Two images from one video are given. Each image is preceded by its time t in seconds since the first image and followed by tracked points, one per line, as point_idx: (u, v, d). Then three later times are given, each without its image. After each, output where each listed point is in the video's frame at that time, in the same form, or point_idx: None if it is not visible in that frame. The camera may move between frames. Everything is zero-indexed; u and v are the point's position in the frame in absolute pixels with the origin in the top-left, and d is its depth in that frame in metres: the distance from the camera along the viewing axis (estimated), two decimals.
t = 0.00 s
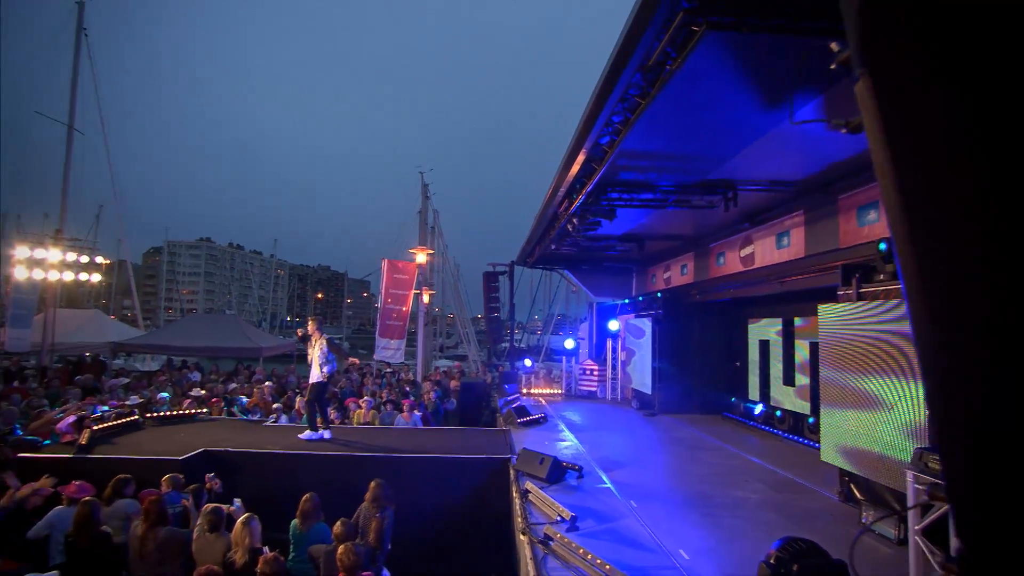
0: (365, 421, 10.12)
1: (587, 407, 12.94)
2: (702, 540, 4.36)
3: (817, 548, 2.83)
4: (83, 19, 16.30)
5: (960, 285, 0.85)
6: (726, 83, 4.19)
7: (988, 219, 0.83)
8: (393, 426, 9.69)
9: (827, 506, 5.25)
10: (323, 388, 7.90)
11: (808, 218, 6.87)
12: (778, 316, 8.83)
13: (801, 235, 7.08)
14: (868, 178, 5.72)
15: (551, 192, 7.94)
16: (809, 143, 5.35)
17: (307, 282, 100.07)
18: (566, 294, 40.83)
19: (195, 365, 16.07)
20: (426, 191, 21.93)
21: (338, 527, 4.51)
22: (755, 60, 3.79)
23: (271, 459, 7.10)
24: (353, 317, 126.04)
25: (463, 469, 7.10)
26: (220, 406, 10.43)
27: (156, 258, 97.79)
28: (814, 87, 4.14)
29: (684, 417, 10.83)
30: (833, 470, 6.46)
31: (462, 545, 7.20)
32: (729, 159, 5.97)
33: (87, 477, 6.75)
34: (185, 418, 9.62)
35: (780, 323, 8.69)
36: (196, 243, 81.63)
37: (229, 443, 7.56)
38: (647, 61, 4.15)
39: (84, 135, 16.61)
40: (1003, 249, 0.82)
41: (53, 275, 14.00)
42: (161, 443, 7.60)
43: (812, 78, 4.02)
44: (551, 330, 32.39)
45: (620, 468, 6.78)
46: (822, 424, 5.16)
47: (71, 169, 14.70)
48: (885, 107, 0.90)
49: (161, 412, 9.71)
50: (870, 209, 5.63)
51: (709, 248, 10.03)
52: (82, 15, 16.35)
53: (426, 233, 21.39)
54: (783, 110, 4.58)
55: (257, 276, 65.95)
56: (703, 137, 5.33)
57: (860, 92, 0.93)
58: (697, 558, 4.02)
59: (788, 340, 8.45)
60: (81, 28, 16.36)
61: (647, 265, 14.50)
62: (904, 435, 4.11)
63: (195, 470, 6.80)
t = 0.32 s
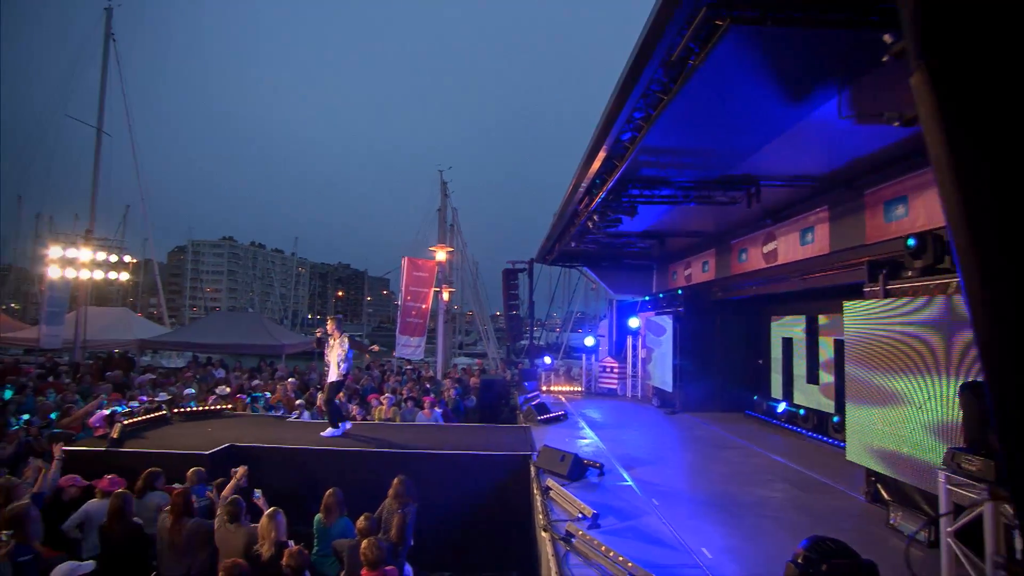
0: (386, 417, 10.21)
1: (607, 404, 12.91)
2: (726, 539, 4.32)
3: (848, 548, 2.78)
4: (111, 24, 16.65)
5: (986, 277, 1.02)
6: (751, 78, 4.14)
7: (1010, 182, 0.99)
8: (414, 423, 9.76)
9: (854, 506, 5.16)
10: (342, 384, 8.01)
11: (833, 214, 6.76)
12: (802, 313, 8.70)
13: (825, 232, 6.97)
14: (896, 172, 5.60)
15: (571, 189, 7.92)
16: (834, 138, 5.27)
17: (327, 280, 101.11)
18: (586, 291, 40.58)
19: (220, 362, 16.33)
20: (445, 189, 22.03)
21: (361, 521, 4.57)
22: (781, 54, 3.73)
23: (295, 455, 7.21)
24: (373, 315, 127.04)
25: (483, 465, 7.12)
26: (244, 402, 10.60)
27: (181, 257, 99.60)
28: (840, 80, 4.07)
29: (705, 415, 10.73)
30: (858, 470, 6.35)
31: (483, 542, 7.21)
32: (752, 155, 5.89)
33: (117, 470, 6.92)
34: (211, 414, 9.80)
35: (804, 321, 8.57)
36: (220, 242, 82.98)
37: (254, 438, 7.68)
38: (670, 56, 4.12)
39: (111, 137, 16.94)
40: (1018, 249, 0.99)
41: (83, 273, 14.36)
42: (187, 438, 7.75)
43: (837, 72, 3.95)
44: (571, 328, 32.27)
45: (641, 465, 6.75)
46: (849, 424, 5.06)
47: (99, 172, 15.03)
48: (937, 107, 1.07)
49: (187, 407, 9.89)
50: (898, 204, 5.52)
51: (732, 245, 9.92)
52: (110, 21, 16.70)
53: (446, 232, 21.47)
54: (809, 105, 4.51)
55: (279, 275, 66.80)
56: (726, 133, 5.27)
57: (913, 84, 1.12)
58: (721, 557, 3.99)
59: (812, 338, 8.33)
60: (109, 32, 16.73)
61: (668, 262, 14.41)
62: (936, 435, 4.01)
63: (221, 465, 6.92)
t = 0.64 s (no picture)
0: (410, 415, 10.29)
1: (631, 403, 12.84)
2: (753, 539, 4.28)
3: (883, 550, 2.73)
4: (140, 32, 17.06)
5: None
6: (779, 72, 4.07)
7: None
8: (437, 421, 9.82)
9: (885, 508, 5.05)
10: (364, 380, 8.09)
11: (862, 209, 6.61)
12: (830, 311, 8.54)
13: (853, 227, 6.82)
14: (929, 165, 5.46)
15: (594, 187, 7.88)
16: (863, 131, 5.15)
17: (351, 279, 102.19)
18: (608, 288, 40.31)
19: (247, 360, 16.62)
20: (467, 188, 22.11)
21: (387, 517, 4.62)
22: (809, 47, 3.67)
23: (321, 451, 7.33)
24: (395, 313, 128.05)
25: (507, 463, 7.14)
26: (271, 399, 10.78)
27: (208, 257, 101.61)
28: (868, 73, 3.99)
29: (730, 414, 10.60)
30: (890, 471, 6.21)
31: (506, 541, 7.22)
32: (779, 150, 5.80)
33: (151, 466, 7.10)
34: (239, 411, 9.98)
35: (832, 318, 8.41)
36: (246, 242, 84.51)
37: (281, 436, 7.81)
38: (695, 51, 4.07)
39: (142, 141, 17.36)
40: None
41: (116, 274, 14.78)
42: (217, 434, 7.90)
43: (865, 64, 3.87)
44: (593, 325, 32.14)
45: (666, 464, 6.70)
46: (878, 423, 4.97)
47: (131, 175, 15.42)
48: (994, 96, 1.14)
49: (216, 405, 10.10)
50: (931, 198, 5.38)
51: (757, 241, 9.76)
52: (140, 28, 17.11)
53: (467, 230, 21.53)
54: (838, 98, 4.42)
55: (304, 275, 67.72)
56: (751, 128, 5.20)
57: (972, 81, 1.18)
58: (749, 557, 3.95)
59: (840, 336, 8.17)
60: (139, 39, 17.16)
61: (692, 259, 14.25)
62: (973, 435, 3.92)
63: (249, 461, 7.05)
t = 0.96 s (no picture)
0: (435, 412, 10.36)
1: (656, 401, 12.74)
2: (783, 539, 4.21)
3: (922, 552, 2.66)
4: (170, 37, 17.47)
5: None
6: (808, 65, 4.00)
7: None
8: (462, 418, 9.88)
9: (921, 509, 4.94)
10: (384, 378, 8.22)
11: (894, 204, 6.46)
12: (860, 307, 8.36)
13: (885, 222, 6.68)
14: (965, 157, 5.31)
15: (618, 183, 7.85)
16: (895, 123, 5.03)
17: (374, 278, 103.21)
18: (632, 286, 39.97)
19: (274, 359, 16.89)
20: (489, 186, 22.18)
21: (415, 514, 4.67)
22: (839, 39, 3.60)
23: (349, 447, 7.44)
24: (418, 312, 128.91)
25: (532, 461, 7.15)
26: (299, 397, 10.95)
27: (235, 257, 103.54)
28: (902, 63, 3.89)
29: (757, 412, 10.47)
30: (924, 472, 6.07)
31: (531, 539, 7.22)
32: (807, 144, 5.70)
33: (184, 461, 7.28)
34: (268, 408, 10.16)
35: (862, 315, 8.24)
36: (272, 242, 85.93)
37: (309, 432, 7.94)
38: (722, 45, 4.03)
39: (172, 144, 17.76)
40: None
41: (149, 274, 15.15)
42: (247, 431, 8.07)
43: (898, 56, 3.77)
44: (617, 323, 31.91)
45: (692, 463, 6.64)
46: (913, 424, 4.85)
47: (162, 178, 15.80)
48: None
49: (246, 402, 10.29)
50: (969, 191, 5.23)
51: (785, 237, 9.62)
52: (170, 34, 17.51)
53: (490, 229, 21.58)
54: (869, 90, 4.32)
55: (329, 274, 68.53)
56: (780, 122, 5.11)
57: None
58: (779, 558, 3.89)
59: (871, 333, 8.00)
60: (169, 45, 17.56)
61: (717, 255, 14.09)
62: (1007, 438, 3.79)
63: (278, 458, 7.19)
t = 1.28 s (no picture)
0: (459, 409, 10.44)
1: (681, 398, 12.65)
2: (814, 538, 4.16)
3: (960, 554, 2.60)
4: (198, 42, 17.86)
5: None
6: (838, 58, 3.93)
7: None
8: (486, 415, 9.94)
9: (958, 511, 4.82)
10: (405, 376, 8.34)
11: (928, 197, 6.30)
12: (893, 304, 8.17)
13: (918, 216, 6.51)
14: (1003, 148, 5.15)
15: (643, 179, 7.79)
16: (929, 114, 4.91)
17: (398, 276, 104.04)
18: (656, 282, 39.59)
19: (301, 356, 17.16)
20: (512, 183, 22.19)
21: (441, 509, 4.72)
22: (870, 30, 3.52)
23: (376, 443, 7.54)
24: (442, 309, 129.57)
25: (556, 458, 7.15)
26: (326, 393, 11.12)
27: (262, 256, 105.44)
28: (937, 53, 3.78)
29: (785, 410, 10.33)
30: (959, 472, 5.92)
31: (556, 537, 7.22)
32: (837, 137, 5.59)
33: (217, 455, 7.45)
34: (296, 404, 10.34)
35: (894, 312, 8.07)
36: (298, 241, 87.24)
37: (336, 428, 8.06)
38: (750, 37, 3.99)
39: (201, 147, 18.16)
40: None
41: (180, 273, 15.52)
42: (277, 426, 8.22)
43: (932, 45, 3.67)
44: (641, 320, 31.65)
45: (719, 461, 6.56)
46: (950, 422, 4.72)
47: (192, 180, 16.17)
48: None
49: (275, 398, 10.49)
50: (1009, 182, 5.06)
51: (813, 232, 9.46)
52: (198, 38, 17.90)
53: (512, 225, 21.59)
54: (902, 82, 4.23)
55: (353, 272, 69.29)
56: (809, 116, 5.02)
57: None
58: (809, 557, 3.84)
59: (903, 330, 7.83)
60: (196, 50, 17.97)
61: (743, 251, 13.92)
62: None
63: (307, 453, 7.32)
